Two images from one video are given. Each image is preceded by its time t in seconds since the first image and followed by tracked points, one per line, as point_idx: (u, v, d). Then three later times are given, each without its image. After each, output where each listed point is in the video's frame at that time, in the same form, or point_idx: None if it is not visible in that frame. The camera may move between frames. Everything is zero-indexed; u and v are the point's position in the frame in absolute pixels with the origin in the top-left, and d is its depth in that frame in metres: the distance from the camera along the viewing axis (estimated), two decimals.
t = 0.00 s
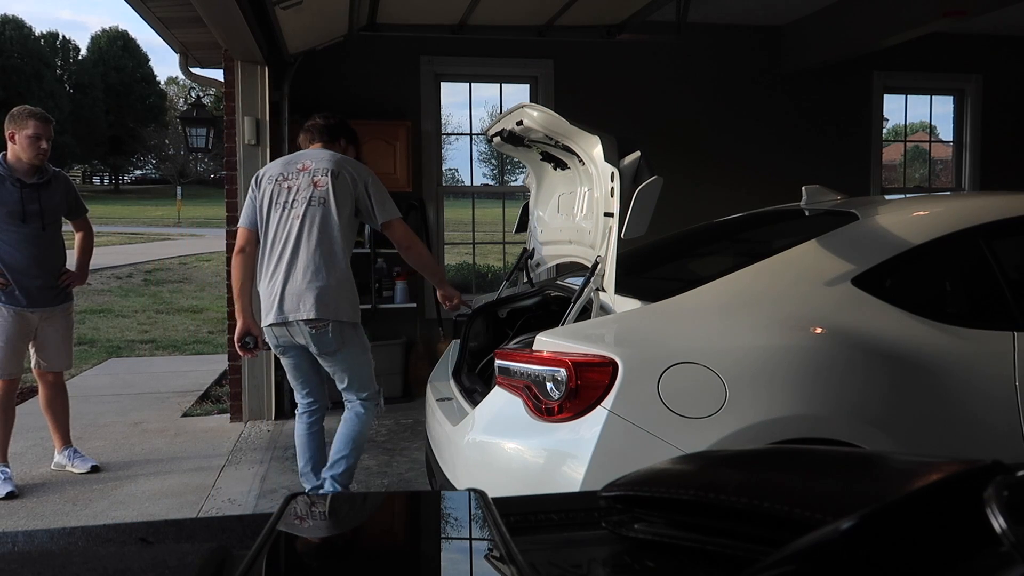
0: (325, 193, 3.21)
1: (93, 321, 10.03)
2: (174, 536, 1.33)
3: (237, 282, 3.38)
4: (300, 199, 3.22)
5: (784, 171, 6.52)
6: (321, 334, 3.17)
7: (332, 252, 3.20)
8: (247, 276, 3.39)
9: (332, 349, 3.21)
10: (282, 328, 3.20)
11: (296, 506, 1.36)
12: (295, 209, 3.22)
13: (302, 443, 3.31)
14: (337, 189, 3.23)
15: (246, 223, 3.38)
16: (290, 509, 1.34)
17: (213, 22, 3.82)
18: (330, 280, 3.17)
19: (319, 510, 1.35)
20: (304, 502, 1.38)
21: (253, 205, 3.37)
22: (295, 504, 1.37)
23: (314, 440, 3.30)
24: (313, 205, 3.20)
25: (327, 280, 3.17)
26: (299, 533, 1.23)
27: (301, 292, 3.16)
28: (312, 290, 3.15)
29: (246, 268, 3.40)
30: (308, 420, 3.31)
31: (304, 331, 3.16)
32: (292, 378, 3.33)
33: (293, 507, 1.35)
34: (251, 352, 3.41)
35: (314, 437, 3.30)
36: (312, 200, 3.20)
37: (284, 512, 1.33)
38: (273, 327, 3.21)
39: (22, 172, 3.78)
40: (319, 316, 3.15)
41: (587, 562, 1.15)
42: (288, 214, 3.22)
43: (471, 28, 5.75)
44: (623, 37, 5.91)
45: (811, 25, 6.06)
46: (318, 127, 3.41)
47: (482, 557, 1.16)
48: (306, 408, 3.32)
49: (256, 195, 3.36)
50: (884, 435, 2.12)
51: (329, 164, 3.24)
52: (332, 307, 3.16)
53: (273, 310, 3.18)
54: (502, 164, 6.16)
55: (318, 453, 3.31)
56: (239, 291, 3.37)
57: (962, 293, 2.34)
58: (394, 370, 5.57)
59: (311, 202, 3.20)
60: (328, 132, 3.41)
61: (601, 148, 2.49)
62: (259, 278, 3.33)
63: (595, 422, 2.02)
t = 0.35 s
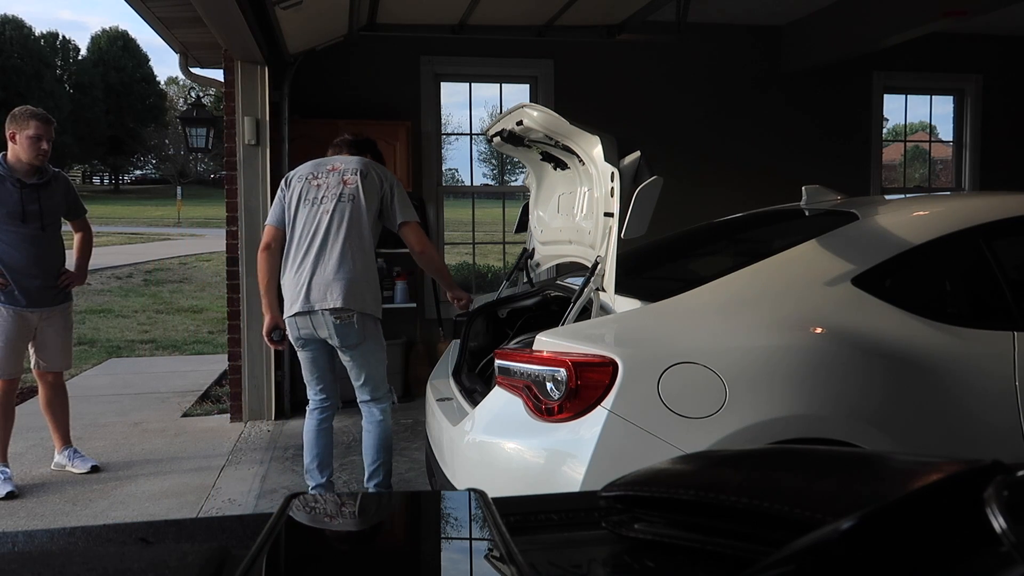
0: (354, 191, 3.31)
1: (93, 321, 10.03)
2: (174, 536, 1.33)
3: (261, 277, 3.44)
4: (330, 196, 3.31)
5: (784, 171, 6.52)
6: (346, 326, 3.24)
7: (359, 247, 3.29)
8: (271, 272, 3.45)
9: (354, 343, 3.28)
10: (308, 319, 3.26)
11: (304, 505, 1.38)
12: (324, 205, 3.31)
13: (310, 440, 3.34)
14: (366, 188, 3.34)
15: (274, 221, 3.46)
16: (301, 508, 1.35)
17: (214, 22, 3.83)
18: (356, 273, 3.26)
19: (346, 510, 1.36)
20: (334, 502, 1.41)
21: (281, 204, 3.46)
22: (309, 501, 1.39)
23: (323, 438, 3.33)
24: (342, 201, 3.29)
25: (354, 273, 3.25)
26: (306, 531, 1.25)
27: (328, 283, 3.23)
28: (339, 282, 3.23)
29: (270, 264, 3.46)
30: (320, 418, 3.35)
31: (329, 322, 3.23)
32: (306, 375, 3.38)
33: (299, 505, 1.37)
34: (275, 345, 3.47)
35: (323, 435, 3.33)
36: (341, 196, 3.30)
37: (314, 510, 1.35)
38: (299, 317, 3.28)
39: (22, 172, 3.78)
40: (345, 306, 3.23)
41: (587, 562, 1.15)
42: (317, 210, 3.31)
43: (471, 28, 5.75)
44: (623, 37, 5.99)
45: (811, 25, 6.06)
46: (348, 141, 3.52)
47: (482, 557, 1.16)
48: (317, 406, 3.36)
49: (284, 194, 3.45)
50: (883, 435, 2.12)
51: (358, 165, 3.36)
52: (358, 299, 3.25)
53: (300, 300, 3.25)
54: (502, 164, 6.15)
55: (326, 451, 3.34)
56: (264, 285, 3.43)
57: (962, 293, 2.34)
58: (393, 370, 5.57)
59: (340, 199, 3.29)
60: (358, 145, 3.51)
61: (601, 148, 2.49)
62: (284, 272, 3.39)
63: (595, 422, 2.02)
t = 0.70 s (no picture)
0: (369, 191, 3.33)
1: (93, 321, 10.03)
2: (175, 536, 1.33)
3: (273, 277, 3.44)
4: (344, 195, 3.32)
5: (784, 171, 6.52)
6: (359, 323, 3.25)
7: (373, 245, 3.30)
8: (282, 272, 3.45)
9: (365, 341, 3.29)
10: (320, 315, 3.27)
11: (309, 504, 1.38)
12: (338, 204, 3.32)
13: (313, 440, 3.34)
14: (381, 188, 3.36)
15: (287, 221, 3.46)
16: (306, 508, 1.35)
17: (214, 23, 3.83)
18: (371, 271, 3.27)
19: (362, 510, 1.36)
20: (349, 502, 1.41)
21: (293, 204, 3.46)
22: (318, 503, 1.40)
23: (327, 437, 3.33)
24: (357, 200, 3.31)
25: (368, 271, 3.27)
26: (313, 531, 1.25)
27: (342, 280, 3.24)
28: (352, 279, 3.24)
29: (281, 263, 3.46)
30: (325, 417, 3.35)
31: (343, 319, 3.24)
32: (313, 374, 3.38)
33: (302, 505, 1.37)
34: (286, 344, 3.46)
35: (327, 435, 3.33)
36: (356, 196, 3.31)
37: (327, 510, 1.35)
38: (312, 313, 3.28)
39: (21, 172, 3.78)
40: (359, 303, 3.24)
41: (586, 562, 1.15)
42: (331, 209, 3.32)
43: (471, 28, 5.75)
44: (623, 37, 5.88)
45: (811, 25, 6.06)
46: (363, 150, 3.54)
47: (482, 557, 1.16)
48: (321, 406, 3.36)
49: (297, 194, 3.46)
50: (882, 435, 2.12)
51: (373, 165, 3.37)
52: (372, 296, 3.27)
53: (314, 297, 3.26)
54: (502, 164, 6.15)
55: (330, 451, 3.34)
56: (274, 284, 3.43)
57: (962, 293, 2.34)
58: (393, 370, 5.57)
59: (355, 198, 3.31)
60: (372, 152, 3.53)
61: (601, 148, 2.49)
62: (296, 271, 3.39)
63: (596, 422, 2.02)
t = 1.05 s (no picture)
0: (373, 191, 3.33)
1: (93, 321, 10.03)
2: (175, 536, 1.33)
3: (275, 276, 3.43)
4: (349, 194, 3.33)
5: (784, 171, 6.52)
6: (362, 321, 3.25)
7: (377, 245, 3.30)
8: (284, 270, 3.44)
9: (368, 340, 3.29)
10: (323, 313, 3.27)
11: (310, 504, 1.38)
12: (343, 203, 3.32)
13: (312, 440, 3.33)
14: (386, 188, 3.36)
15: (290, 221, 3.46)
16: (309, 508, 1.36)
17: (214, 23, 3.83)
18: (375, 269, 3.27)
19: (366, 510, 1.36)
20: (354, 502, 1.41)
21: (296, 204, 3.46)
22: (321, 503, 1.40)
23: (326, 438, 3.33)
24: (361, 199, 3.31)
25: (372, 269, 3.27)
26: (313, 531, 1.25)
27: (346, 278, 3.24)
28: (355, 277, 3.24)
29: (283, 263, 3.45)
30: (324, 418, 3.35)
31: (346, 317, 3.24)
32: (313, 374, 3.38)
33: (304, 504, 1.38)
34: (287, 345, 3.45)
35: (327, 435, 3.33)
36: (361, 195, 3.31)
37: (332, 510, 1.36)
38: (315, 311, 3.28)
39: (19, 171, 3.78)
40: (362, 301, 3.24)
41: (586, 562, 1.15)
42: (335, 208, 3.32)
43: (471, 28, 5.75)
44: (623, 37, 5.93)
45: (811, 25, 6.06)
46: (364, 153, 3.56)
47: (482, 557, 1.16)
48: (320, 406, 3.35)
49: (300, 194, 3.46)
50: (882, 434, 2.12)
51: (377, 166, 3.38)
52: (376, 294, 3.27)
53: (318, 295, 3.26)
54: (502, 164, 6.15)
55: (330, 451, 3.34)
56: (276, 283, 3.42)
57: (962, 293, 2.34)
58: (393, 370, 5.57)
59: (360, 197, 3.31)
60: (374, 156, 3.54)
61: (601, 148, 2.49)
62: (300, 271, 3.39)
63: (595, 422, 2.02)
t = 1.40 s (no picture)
0: (378, 191, 3.34)
1: (93, 321, 10.02)
2: (174, 536, 1.33)
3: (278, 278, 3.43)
4: (353, 195, 3.33)
5: (784, 171, 6.52)
6: (368, 321, 3.26)
7: (382, 244, 3.31)
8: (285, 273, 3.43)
9: (372, 339, 3.29)
10: (328, 311, 3.27)
11: (310, 504, 1.38)
12: (347, 203, 3.32)
13: (313, 441, 3.33)
14: (390, 188, 3.37)
15: (292, 224, 3.46)
16: (310, 508, 1.35)
17: (214, 23, 3.83)
18: (381, 268, 3.28)
19: (368, 509, 1.36)
20: (356, 501, 1.41)
21: (299, 206, 3.47)
22: (323, 502, 1.40)
23: (326, 439, 3.33)
24: (366, 199, 3.31)
25: (378, 267, 3.27)
26: (314, 531, 1.25)
27: (351, 277, 3.25)
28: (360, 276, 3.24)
29: (284, 265, 3.44)
30: (325, 419, 3.35)
31: (351, 316, 3.24)
32: (315, 374, 3.38)
33: (305, 503, 1.38)
34: (290, 346, 3.44)
35: (328, 436, 3.33)
36: (365, 195, 3.32)
37: (335, 509, 1.36)
38: (320, 310, 3.29)
39: (13, 170, 3.79)
40: (368, 300, 3.25)
41: (586, 562, 1.15)
42: (340, 209, 3.33)
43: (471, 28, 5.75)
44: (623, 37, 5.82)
45: (811, 25, 6.06)
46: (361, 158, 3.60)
47: (481, 557, 1.16)
48: (320, 407, 3.35)
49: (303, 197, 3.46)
50: (881, 434, 2.12)
51: (381, 166, 3.39)
52: (382, 293, 3.27)
53: (324, 294, 3.26)
54: (502, 164, 6.15)
55: (330, 452, 3.34)
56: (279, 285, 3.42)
57: (962, 292, 2.34)
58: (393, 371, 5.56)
59: (364, 197, 3.32)
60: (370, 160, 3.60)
61: (601, 148, 2.49)
62: (303, 271, 3.39)
63: (595, 422, 2.02)
